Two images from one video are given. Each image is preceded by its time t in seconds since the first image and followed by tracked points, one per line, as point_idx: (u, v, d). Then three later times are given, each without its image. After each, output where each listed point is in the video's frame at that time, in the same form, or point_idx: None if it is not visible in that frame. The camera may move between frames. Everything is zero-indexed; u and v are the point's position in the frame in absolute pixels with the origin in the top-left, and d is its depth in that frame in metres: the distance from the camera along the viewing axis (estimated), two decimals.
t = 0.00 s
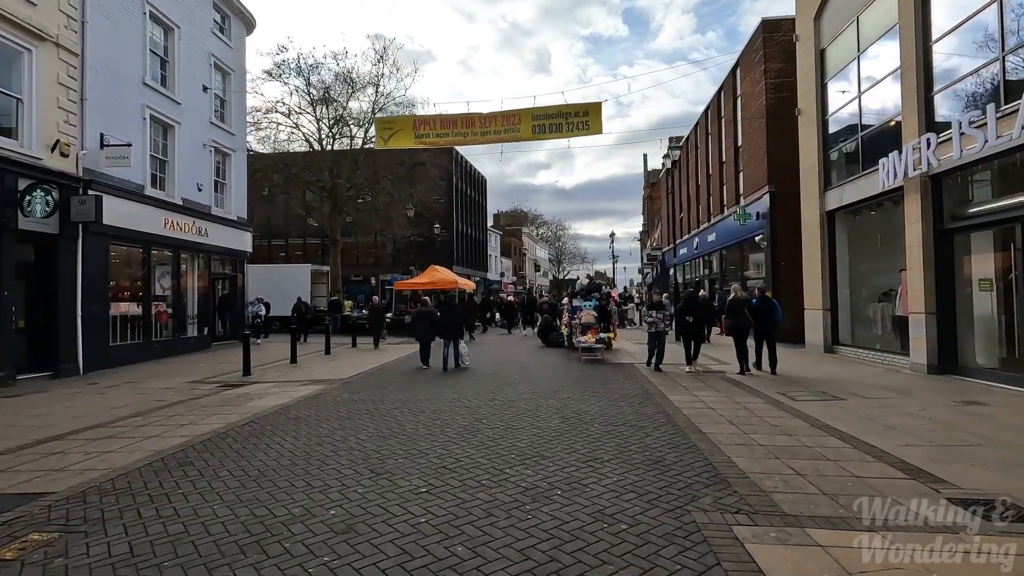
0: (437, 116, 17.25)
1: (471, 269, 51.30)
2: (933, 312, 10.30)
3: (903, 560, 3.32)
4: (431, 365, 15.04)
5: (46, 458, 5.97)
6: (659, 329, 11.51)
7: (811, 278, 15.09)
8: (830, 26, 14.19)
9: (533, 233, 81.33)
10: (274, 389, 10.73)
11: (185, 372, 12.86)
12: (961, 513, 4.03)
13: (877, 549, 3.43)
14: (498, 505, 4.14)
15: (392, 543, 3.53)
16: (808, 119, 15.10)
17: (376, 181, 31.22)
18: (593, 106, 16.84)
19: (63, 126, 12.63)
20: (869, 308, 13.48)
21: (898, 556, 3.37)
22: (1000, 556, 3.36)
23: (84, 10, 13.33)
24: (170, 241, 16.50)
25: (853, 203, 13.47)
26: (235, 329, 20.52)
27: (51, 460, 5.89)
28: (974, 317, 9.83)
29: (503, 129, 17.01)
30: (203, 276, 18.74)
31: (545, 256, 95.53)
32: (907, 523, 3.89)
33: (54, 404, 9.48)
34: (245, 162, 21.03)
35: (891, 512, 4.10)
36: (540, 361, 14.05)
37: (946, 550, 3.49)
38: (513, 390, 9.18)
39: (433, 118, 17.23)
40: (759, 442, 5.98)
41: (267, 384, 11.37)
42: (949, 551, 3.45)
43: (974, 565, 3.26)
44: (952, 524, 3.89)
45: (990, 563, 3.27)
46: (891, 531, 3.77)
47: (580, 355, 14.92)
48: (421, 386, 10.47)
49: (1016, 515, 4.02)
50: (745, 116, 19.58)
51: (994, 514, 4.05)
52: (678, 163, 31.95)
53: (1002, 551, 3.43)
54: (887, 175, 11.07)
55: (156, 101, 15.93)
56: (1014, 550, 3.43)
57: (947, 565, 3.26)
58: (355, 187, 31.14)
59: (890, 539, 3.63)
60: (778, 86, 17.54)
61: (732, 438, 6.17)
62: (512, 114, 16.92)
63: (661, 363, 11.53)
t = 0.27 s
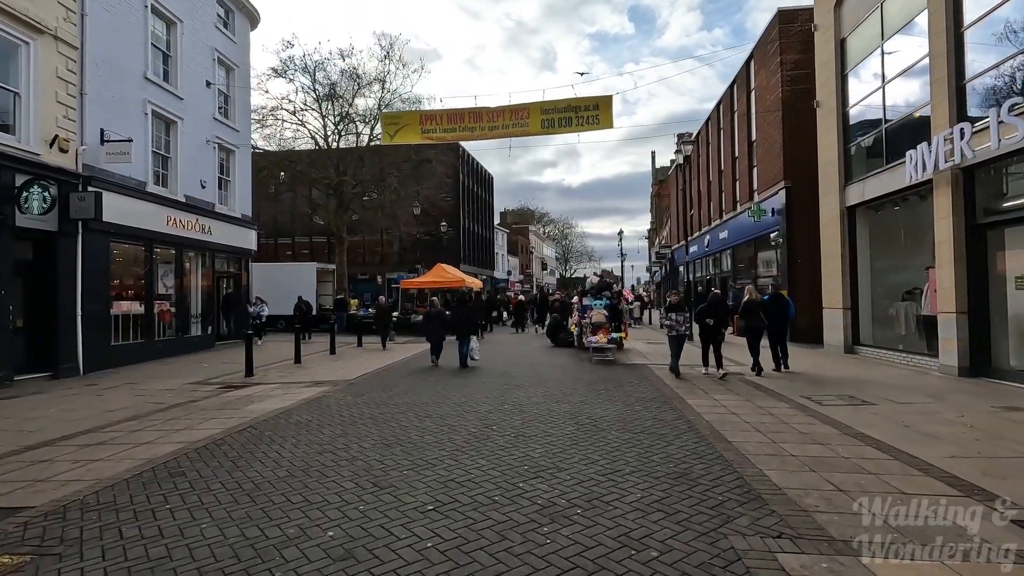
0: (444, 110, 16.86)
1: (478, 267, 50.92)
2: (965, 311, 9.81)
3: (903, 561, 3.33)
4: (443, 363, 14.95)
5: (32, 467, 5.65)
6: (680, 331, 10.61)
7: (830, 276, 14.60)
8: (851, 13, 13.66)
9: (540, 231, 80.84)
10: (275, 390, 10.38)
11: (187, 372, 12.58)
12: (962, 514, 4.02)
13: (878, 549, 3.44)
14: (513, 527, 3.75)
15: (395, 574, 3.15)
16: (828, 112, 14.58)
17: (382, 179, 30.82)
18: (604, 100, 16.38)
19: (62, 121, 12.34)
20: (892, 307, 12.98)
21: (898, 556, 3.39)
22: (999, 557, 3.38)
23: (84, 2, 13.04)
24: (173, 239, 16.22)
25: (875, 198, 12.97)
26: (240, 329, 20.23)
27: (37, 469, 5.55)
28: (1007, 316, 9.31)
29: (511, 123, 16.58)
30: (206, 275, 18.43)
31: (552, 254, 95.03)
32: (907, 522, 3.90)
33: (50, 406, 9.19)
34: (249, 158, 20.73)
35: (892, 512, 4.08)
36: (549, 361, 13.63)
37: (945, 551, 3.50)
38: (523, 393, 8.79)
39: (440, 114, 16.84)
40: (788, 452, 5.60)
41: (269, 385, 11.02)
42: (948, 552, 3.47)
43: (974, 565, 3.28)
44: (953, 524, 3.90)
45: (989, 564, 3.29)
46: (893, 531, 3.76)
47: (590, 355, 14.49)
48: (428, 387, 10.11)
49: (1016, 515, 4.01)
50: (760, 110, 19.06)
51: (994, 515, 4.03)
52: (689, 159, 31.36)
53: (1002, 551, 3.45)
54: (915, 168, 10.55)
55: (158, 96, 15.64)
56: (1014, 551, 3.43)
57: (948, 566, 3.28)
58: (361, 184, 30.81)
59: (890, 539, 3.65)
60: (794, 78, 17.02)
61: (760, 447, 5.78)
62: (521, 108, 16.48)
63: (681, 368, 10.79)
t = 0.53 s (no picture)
0: (447, 103, 16.50)
1: (482, 265, 50.57)
2: (991, 307, 9.38)
3: (903, 561, 3.24)
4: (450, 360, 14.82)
5: (11, 471, 5.34)
6: (697, 330, 9.87)
7: (844, 272, 14.15)
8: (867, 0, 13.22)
9: (545, 228, 80.44)
10: (274, 389, 10.07)
11: (185, 371, 12.30)
12: (962, 515, 3.90)
13: (876, 548, 3.35)
14: (520, 544, 3.41)
15: None
16: (843, 102, 14.14)
17: (386, 174, 30.51)
18: (610, 92, 16.02)
19: (55, 113, 12.06)
20: (910, 304, 12.55)
21: (897, 555, 3.30)
22: (998, 556, 3.30)
23: None
24: (171, 235, 15.93)
25: (893, 191, 12.53)
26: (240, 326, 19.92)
27: (16, 474, 5.25)
28: None
29: (516, 116, 16.22)
30: (206, 272, 18.19)
31: (557, 252, 94.65)
32: (906, 522, 3.81)
33: (42, 405, 8.91)
34: (250, 153, 20.43)
35: (892, 513, 3.95)
36: (556, 359, 13.26)
37: (944, 553, 3.39)
38: (529, 394, 8.42)
39: (443, 107, 16.50)
40: (814, 458, 5.22)
41: (268, 384, 10.70)
42: (948, 552, 3.38)
43: (973, 565, 3.19)
44: (952, 524, 3.81)
45: (989, 564, 3.21)
46: (891, 532, 3.64)
47: (598, 353, 14.10)
48: (430, 386, 9.76)
49: (1016, 514, 3.92)
50: (771, 102, 18.61)
51: (994, 516, 3.91)
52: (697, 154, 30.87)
53: (1001, 550, 3.37)
54: (935, 160, 10.17)
55: (156, 89, 15.36)
56: (1014, 551, 3.34)
57: (949, 566, 3.19)
58: (364, 180, 30.47)
59: (890, 538, 3.56)
60: (806, 70, 16.58)
61: (783, 452, 5.40)
62: (526, 101, 16.13)
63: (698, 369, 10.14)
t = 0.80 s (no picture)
0: (449, 97, 16.04)
1: (485, 263, 50.13)
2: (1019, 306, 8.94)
3: (903, 562, 3.25)
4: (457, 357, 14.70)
5: None
6: (715, 330, 9.29)
7: (860, 269, 13.68)
8: None
9: (549, 225, 79.85)
10: (268, 392, 9.67)
11: (179, 372, 11.93)
12: (961, 514, 3.92)
13: (877, 549, 3.36)
14: None
15: None
16: (859, 93, 13.65)
17: (387, 170, 30.13)
18: (617, 84, 15.53)
19: (45, 106, 11.69)
20: (929, 302, 12.10)
21: (898, 557, 3.30)
22: (999, 556, 3.30)
23: None
24: (167, 232, 15.56)
25: (911, 185, 12.05)
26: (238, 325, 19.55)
27: None
28: None
29: (520, 110, 15.76)
30: (203, 270, 17.83)
31: (560, 249, 94.03)
32: (906, 522, 3.81)
33: (26, 410, 8.53)
34: (247, 148, 20.04)
35: (892, 512, 3.97)
36: (561, 360, 12.82)
37: (945, 552, 3.41)
38: (534, 398, 8.01)
39: (444, 101, 16.04)
40: (846, 472, 4.83)
41: (262, 387, 10.29)
42: (948, 552, 3.39)
43: (974, 566, 3.20)
44: (952, 524, 3.81)
45: (989, 563, 3.22)
46: (891, 531, 3.67)
47: (605, 353, 13.66)
48: (431, 388, 9.37)
49: (1017, 515, 3.91)
50: (781, 95, 18.11)
51: (993, 515, 3.93)
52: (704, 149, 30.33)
53: (1001, 550, 3.38)
54: (960, 153, 9.75)
55: (150, 83, 14.97)
56: (1013, 550, 3.35)
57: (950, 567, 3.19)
58: (365, 176, 30.03)
59: (891, 539, 3.56)
60: (819, 60, 16.08)
61: (810, 464, 5.00)
62: (530, 94, 15.66)
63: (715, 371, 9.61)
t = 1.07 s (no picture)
0: (453, 87, 15.59)
1: (489, 259, 49.71)
2: None
3: (901, 562, 3.17)
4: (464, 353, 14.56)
5: None
6: (741, 331, 8.25)
7: (877, 263, 13.21)
8: None
9: (553, 221, 79.32)
10: (265, 392, 9.29)
11: (174, 370, 11.59)
12: (961, 513, 3.82)
13: (878, 550, 3.27)
14: None
15: None
16: (878, 81, 13.15)
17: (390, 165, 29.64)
18: (624, 74, 15.08)
19: (35, 96, 11.32)
20: (950, 298, 11.64)
21: (897, 556, 3.23)
22: (999, 556, 3.23)
23: None
24: (164, 227, 15.20)
25: (933, 176, 11.58)
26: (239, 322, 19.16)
27: None
28: None
29: (525, 101, 15.32)
30: (201, 267, 17.42)
31: (565, 245, 93.50)
32: (905, 522, 3.70)
33: (11, 410, 8.18)
34: (246, 141, 19.68)
35: (890, 512, 3.88)
36: (568, 357, 12.39)
37: (945, 552, 3.32)
38: (542, 398, 7.61)
39: (447, 91, 15.58)
40: (885, 483, 4.40)
41: (258, 386, 9.91)
42: (949, 552, 3.30)
43: (976, 566, 3.11)
44: (952, 524, 3.72)
45: (990, 564, 3.13)
46: (891, 531, 3.57)
47: (614, 351, 13.22)
48: (433, 387, 8.97)
49: (1016, 515, 3.82)
50: (793, 85, 17.61)
51: (993, 514, 3.83)
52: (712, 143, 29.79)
53: (1000, 549, 3.31)
54: (990, 138, 9.35)
55: (146, 73, 14.59)
56: (1014, 551, 3.26)
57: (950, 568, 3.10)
58: (368, 171, 29.59)
59: (891, 539, 3.47)
60: (834, 48, 15.57)
61: (843, 473, 4.59)
62: (536, 84, 15.21)
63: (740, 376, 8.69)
